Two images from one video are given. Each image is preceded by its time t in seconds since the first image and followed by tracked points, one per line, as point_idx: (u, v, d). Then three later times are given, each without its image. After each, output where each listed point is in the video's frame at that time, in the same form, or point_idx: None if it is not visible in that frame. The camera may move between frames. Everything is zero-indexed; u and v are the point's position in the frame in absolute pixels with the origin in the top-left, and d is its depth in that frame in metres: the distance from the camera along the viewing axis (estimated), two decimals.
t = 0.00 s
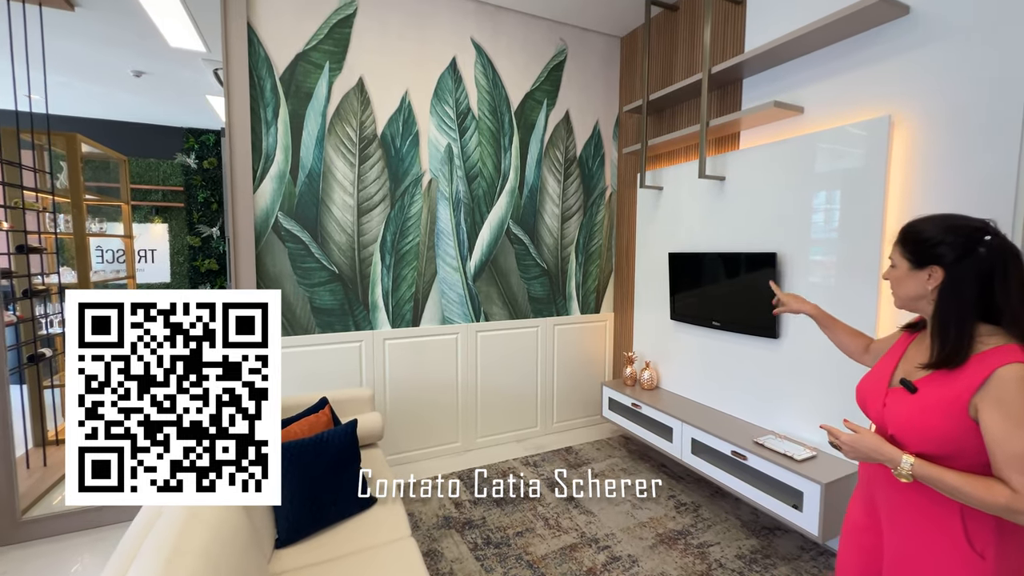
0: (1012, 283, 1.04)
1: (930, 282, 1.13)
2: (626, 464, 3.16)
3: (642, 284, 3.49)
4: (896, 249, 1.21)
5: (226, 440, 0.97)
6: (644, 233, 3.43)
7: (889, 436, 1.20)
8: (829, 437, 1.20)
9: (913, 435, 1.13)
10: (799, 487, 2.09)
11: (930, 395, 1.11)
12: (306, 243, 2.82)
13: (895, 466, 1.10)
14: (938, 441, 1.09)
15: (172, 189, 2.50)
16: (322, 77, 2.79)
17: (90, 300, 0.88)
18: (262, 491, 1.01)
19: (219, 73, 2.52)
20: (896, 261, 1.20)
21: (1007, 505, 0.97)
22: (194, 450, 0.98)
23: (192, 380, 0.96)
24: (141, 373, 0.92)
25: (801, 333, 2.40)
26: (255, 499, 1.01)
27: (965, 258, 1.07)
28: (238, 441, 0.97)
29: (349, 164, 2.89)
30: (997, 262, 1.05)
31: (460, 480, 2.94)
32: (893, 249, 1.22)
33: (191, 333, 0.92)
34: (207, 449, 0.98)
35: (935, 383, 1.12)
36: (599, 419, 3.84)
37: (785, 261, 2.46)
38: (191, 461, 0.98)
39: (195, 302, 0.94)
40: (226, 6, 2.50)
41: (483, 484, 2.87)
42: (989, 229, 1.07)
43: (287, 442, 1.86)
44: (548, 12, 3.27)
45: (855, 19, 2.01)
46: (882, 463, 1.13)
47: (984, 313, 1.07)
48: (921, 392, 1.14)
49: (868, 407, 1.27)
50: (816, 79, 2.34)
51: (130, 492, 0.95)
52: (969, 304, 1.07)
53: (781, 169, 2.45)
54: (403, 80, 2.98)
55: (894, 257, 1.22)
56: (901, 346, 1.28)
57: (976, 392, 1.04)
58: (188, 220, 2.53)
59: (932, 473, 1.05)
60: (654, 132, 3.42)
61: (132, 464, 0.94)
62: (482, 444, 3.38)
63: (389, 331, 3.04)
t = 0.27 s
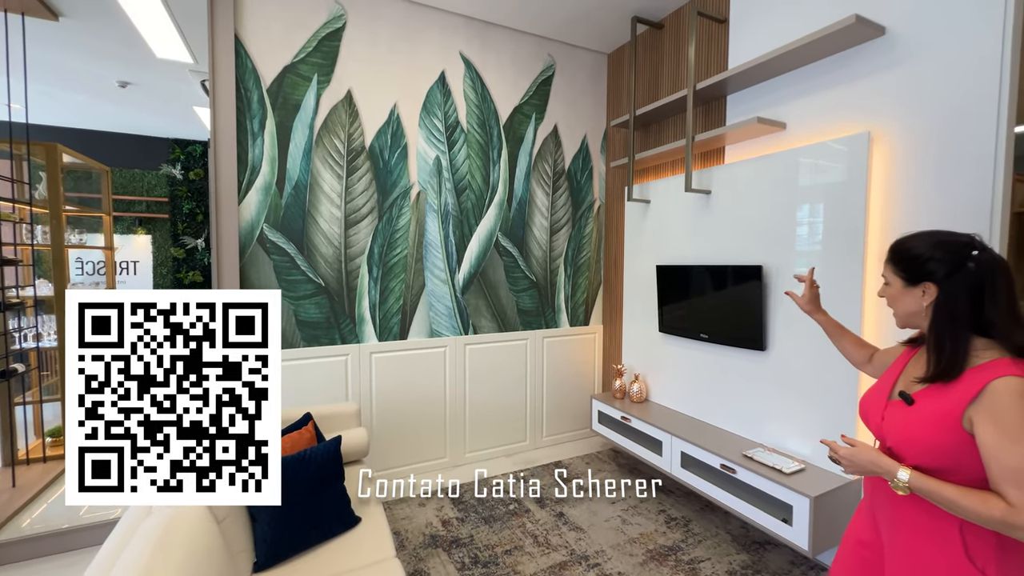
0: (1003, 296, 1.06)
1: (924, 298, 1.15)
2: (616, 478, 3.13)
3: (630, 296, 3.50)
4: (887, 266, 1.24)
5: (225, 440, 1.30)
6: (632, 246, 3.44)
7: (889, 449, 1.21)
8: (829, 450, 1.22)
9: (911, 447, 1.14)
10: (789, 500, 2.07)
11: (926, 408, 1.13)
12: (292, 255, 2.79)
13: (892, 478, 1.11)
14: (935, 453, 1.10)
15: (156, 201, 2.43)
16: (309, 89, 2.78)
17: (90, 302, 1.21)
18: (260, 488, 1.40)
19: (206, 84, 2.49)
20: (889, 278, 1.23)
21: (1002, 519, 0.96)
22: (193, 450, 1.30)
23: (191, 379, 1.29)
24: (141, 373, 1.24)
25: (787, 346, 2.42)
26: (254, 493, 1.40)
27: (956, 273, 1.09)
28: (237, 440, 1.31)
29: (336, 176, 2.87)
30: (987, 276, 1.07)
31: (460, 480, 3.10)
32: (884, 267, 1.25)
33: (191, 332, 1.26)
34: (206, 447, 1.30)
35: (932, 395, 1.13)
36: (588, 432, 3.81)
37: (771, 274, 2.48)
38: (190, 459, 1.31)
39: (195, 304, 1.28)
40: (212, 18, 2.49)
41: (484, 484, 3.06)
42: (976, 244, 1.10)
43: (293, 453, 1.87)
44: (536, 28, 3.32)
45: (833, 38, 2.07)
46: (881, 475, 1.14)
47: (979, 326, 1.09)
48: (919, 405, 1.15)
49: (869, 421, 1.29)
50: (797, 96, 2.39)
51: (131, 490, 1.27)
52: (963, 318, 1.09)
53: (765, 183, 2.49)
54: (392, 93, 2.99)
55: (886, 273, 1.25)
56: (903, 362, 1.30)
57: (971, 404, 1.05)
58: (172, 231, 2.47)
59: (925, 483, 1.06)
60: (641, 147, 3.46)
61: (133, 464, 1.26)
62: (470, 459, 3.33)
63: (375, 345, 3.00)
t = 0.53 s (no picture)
0: (989, 304, 1.10)
1: (914, 307, 1.18)
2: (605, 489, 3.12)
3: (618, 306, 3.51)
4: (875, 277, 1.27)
5: (225, 439, 1.09)
6: (621, 255, 3.46)
7: (881, 452, 1.25)
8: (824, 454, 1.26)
9: (903, 451, 1.18)
10: (778, 509, 2.07)
11: (918, 414, 1.16)
12: (277, 264, 2.74)
13: (886, 482, 1.15)
14: (926, 457, 1.14)
15: (137, 208, 2.36)
16: (297, 97, 2.76)
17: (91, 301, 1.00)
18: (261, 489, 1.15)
19: (191, 90, 2.46)
20: (878, 289, 1.26)
21: (991, 521, 1.01)
22: (194, 450, 1.10)
23: (190, 380, 1.09)
24: (142, 373, 1.04)
25: (773, 354, 2.44)
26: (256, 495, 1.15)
27: (943, 284, 1.12)
28: (236, 439, 1.09)
29: (323, 184, 2.84)
30: (974, 284, 1.11)
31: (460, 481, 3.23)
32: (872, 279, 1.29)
33: (191, 332, 1.05)
34: (206, 447, 1.10)
35: (924, 402, 1.16)
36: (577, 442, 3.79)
37: (757, 283, 2.51)
38: (190, 460, 1.11)
39: (196, 303, 1.07)
40: (198, 25, 2.46)
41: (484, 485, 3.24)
42: (961, 254, 1.14)
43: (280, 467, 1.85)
44: (525, 40, 3.35)
45: (815, 53, 2.12)
46: (874, 479, 1.18)
47: (968, 334, 1.12)
48: (910, 411, 1.18)
49: (861, 425, 1.33)
50: (780, 108, 2.44)
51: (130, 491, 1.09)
52: (953, 326, 1.12)
53: (750, 193, 2.53)
54: (380, 102, 2.98)
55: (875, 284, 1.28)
56: (891, 368, 1.33)
57: (963, 411, 1.08)
58: (154, 239, 2.41)
59: (918, 486, 1.10)
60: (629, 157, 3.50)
61: (133, 464, 1.08)
62: (459, 471, 3.27)
63: (362, 355, 2.95)
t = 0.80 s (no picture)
0: (967, 308, 1.17)
1: (900, 312, 1.25)
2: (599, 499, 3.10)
3: (611, 314, 3.51)
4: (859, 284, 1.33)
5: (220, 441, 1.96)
6: (613, 264, 3.47)
7: (875, 451, 1.30)
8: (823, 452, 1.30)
9: (895, 448, 1.23)
10: (772, 517, 2.08)
11: (908, 412, 1.22)
12: (266, 272, 2.70)
13: (881, 477, 1.20)
14: (919, 453, 1.19)
15: (120, 214, 2.29)
16: (288, 103, 2.73)
17: (87, 305, 2.19)
18: (257, 488, 1.76)
19: (178, 95, 2.42)
20: (863, 296, 1.32)
21: (982, 511, 1.06)
22: (193, 450, 1.87)
23: (193, 383, 2.35)
24: (139, 374, 2.19)
25: (764, 362, 2.46)
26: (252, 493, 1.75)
27: (925, 291, 1.19)
28: (234, 440, 1.98)
29: (314, 191, 2.81)
30: (952, 291, 1.18)
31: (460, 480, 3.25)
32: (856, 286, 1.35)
33: (194, 335, 2.47)
34: (206, 448, 1.90)
35: (912, 400, 1.23)
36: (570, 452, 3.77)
37: (747, 291, 2.53)
38: (182, 458, 1.81)
39: (191, 312, 2.49)
40: (188, 30, 2.44)
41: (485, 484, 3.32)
42: (940, 262, 1.20)
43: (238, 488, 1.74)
44: (517, 49, 3.37)
45: (803, 66, 2.16)
46: (869, 474, 1.23)
47: (948, 337, 1.19)
48: (900, 409, 1.24)
49: (853, 426, 1.37)
50: (769, 120, 2.49)
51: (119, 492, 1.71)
52: (935, 329, 1.19)
53: (739, 203, 2.56)
54: (372, 109, 2.97)
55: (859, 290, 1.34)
56: (877, 371, 1.39)
57: (950, 408, 1.14)
58: (137, 246, 2.33)
59: (912, 481, 1.15)
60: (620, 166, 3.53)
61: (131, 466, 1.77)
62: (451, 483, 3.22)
63: (353, 364, 2.91)
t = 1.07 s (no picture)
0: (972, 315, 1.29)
1: (923, 313, 1.30)
2: (597, 509, 3.07)
3: (607, 322, 3.51)
4: (874, 287, 1.38)
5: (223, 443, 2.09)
6: (609, 272, 3.47)
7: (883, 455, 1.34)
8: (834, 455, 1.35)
9: (904, 450, 1.28)
10: (773, 527, 2.06)
11: (914, 414, 1.28)
12: (259, 279, 2.65)
13: (893, 477, 1.24)
14: (927, 453, 1.25)
15: (107, 221, 2.18)
16: (284, 109, 2.71)
17: (90, 304, 2.15)
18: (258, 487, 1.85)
19: (171, 102, 2.39)
20: (884, 297, 1.36)
21: (992, 505, 1.11)
22: (194, 450, 1.95)
23: (192, 380, 2.47)
24: (140, 374, 2.30)
25: (762, 370, 2.46)
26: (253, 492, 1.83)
27: (945, 294, 1.28)
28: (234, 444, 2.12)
29: (309, 198, 2.78)
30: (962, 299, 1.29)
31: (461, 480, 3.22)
32: (872, 285, 1.38)
33: (193, 332, 2.48)
34: (206, 448, 2.01)
35: (917, 401, 1.29)
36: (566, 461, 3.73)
37: (744, 299, 2.54)
38: (186, 459, 1.91)
39: (194, 308, 2.48)
40: (184, 35, 2.42)
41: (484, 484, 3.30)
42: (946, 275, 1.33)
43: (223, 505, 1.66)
44: (513, 58, 3.39)
45: (798, 78, 2.20)
46: (880, 475, 1.27)
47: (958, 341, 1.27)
48: (906, 412, 1.30)
49: (860, 431, 1.42)
50: (764, 130, 2.52)
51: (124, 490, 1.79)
52: (951, 330, 1.27)
53: (735, 211, 2.58)
54: (369, 116, 2.95)
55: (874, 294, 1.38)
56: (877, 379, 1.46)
57: (955, 407, 1.20)
58: (124, 253, 2.25)
59: (924, 480, 1.19)
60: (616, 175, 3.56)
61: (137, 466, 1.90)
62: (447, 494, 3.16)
63: (347, 374, 2.86)
